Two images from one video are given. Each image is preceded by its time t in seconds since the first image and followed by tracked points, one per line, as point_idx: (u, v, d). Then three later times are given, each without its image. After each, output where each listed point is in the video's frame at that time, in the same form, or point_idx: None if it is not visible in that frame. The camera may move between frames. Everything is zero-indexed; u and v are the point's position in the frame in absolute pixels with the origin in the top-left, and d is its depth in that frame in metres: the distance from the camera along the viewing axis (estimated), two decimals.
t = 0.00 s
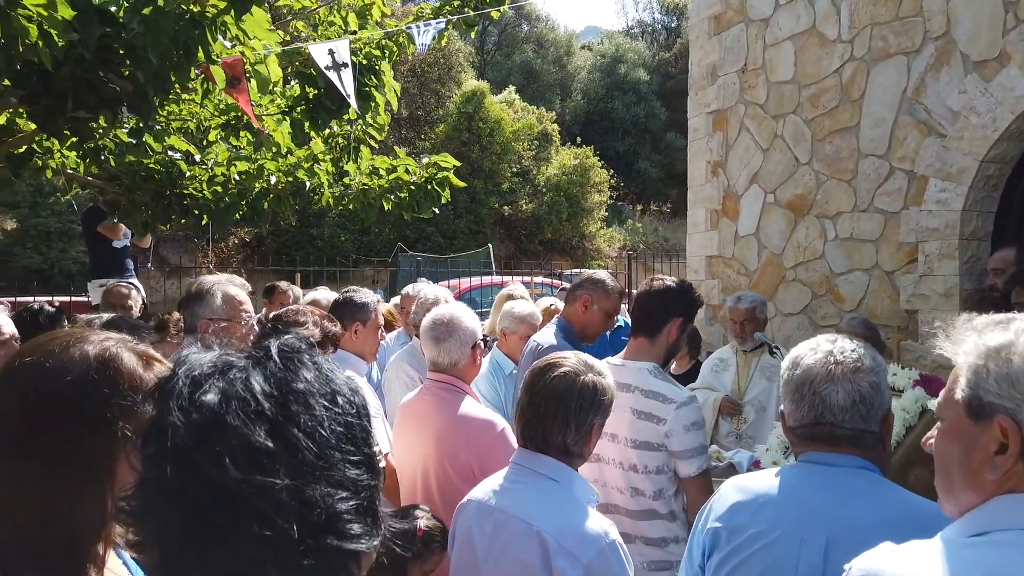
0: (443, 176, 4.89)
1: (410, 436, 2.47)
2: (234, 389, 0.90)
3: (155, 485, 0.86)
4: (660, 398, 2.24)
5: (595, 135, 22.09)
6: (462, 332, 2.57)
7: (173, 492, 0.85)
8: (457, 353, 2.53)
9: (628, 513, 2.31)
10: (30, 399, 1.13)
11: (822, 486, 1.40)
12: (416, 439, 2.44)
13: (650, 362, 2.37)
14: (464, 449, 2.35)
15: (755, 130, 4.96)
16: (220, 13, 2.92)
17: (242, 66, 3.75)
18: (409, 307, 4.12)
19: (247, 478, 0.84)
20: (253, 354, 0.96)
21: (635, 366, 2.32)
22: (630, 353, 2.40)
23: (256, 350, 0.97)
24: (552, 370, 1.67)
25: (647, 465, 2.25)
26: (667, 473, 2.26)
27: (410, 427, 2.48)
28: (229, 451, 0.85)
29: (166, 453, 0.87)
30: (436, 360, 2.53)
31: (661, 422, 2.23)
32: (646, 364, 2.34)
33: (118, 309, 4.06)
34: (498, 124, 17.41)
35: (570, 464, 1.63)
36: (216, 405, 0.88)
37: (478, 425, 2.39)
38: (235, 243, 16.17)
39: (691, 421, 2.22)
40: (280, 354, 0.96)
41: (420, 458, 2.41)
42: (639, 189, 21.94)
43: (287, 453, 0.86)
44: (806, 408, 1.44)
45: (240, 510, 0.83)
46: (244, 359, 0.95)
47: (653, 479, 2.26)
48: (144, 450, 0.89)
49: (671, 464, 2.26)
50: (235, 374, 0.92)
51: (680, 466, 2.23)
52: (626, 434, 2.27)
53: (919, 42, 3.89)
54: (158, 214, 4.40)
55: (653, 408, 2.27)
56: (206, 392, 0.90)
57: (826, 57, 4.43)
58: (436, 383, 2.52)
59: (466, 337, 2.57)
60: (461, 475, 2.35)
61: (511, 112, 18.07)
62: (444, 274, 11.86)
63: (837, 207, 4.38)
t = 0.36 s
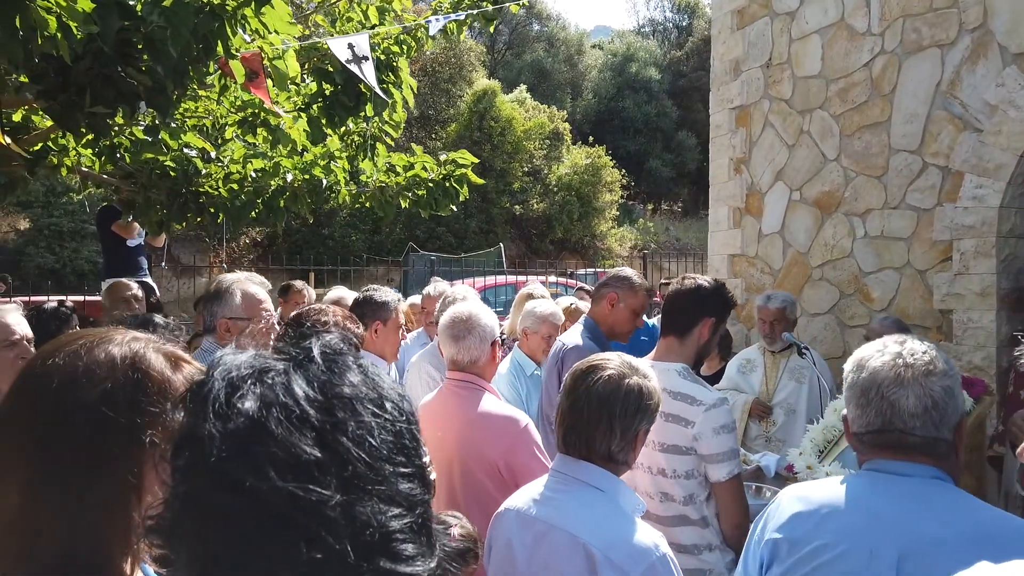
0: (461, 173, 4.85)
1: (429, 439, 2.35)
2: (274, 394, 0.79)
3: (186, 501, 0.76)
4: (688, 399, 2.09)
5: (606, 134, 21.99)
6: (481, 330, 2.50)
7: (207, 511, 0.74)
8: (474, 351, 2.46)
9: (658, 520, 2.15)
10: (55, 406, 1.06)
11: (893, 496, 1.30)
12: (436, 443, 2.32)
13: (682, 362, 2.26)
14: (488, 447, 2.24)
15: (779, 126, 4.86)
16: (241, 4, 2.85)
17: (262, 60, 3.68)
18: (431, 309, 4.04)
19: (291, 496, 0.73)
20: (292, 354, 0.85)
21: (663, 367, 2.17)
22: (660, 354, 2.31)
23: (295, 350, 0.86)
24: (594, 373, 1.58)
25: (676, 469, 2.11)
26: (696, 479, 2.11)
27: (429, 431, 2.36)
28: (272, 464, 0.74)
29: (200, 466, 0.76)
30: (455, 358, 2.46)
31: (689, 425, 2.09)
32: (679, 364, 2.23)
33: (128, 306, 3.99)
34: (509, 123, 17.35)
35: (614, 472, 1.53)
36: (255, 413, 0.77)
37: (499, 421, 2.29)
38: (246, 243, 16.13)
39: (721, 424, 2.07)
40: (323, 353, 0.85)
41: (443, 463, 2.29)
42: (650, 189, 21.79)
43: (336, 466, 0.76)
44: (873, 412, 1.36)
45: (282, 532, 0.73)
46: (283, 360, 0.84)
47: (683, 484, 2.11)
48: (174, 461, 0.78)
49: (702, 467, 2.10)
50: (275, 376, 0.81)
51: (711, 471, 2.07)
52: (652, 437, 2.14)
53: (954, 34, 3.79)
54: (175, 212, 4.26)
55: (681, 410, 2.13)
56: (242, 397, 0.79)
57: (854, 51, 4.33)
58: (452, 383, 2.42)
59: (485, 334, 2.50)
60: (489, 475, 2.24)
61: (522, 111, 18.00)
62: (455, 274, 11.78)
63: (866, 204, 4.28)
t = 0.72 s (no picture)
0: (462, 173, 4.78)
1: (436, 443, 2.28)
2: (295, 410, 0.74)
3: (201, 529, 0.72)
4: (705, 405, 2.04)
5: (603, 134, 21.94)
6: (484, 331, 2.44)
7: (225, 539, 0.70)
8: (473, 354, 2.39)
9: (676, 529, 2.09)
10: (60, 416, 1.06)
11: (928, 508, 1.28)
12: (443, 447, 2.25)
13: (696, 367, 2.20)
14: (495, 449, 2.18)
15: (784, 125, 4.82)
16: None
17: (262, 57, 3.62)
18: (435, 310, 3.97)
19: (316, 523, 0.69)
20: (311, 367, 0.81)
21: (678, 372, 2.13)
22: (673, 359, 2.25)
23: (315, 362, 0.82)
24: (614, 381, 1.53)
25: (695, 477, 2.04)
26: (716, 486, 2.05)
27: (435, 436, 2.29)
28: (295, 485, 0.70)
29: (217, 488, 0.72)
30: (460, 361, 2.39)
31: (707, 432, 2.03)
32: (692, 369, 2.17)
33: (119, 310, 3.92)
34: (506, 123, 17.29)
35: (636, 483, 1.48)
36: (275, 429, 0.73)
37: (508, 423, 2.22)
38: (242, 244, 16.03)
39: (739, 430, 2.02)
40: (347, 368, 0.81)
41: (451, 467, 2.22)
42: (646, 189, 21.73)
43: (364, 490, 0.72)
44: (909, 423, 1.31)
45: (309, 562, 0.69)
46: (302, 372, 0.80)
47: (700, 492, 2.05)
48: (186, 485, 0.74)
49: (720, 474, 2.05)
50: (295, 390, 0.77)
51: (730, 477, 2.02)
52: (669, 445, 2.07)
53: (963, 32, 3.75)
54: (171, 213, 4.19)
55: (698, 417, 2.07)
56: (260, 412, 0.75)
57: (861, 50, 4.29)
58: (454, 386, 2.36)
59: (490, 336, 2.45)
60: (499, 479, 2.17)
61: (519, 111, 17.95)
62: (452, 275, 11.71)
63: (872, 204, 4.24)
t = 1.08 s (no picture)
0: (409, 172, 4.69)
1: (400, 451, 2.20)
2: (259, 436, 0.73)
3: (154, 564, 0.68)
4: (667, 410, 2.04)
5: (545, 135, 22.02)
6: (447, 336, 2.39)
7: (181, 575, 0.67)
8: (436, 358, 2.33)
9: (638, 534, 2.08)
10: None
11: (886, 511, 1.30)
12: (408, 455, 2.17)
13: (654, 371, 2.20)
14: (463, 452, 2.13)
15: (727, 129, 4.89)
16: None
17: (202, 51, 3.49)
18: (380, 312, 3.89)
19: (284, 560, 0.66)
20: (277, 389, 0.80)
21: (638, 376, 2.13)
22: (629, 363, 2.24)
23: (278, 384, 0.80)
24: (579, 387, 1.53)
25: (659, 481, 2.04)
26: (678, 490, 2.06)
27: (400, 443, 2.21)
28: (257, 518, 0.68)
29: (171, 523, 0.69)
30: (422, 365, 2.33)
31: (671, 437, 2.03)
32: (650, 373, 2.17)
33: (37, 314, 3.71)
34: (448, 122, 17.18)
35: (598, 491, 1.47)
36: (236, 458, 0.71)
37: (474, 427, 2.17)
38: (174, 242, 15.51)
39: (702, 433, 2.04)
40: (314, 391, 0.79)
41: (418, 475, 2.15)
42: (587, 191, 21.90)
43: (336, 521, 0.70)
44: (867, 426, 1.35)
45: None
46: (266, 394, 0.79)
47: (664, 496, 2.05)
48: (137, 520, 0.72)
49: (682, 477, 2.06)
50: (257, 414, 0.75)
51: (692, 481, 2.04)
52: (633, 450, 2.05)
53: (900, 41, 3.87)
54: (101, 212, 4.03)
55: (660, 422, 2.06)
56: (221, 439, 0.73)
57: (802, 56, 4.39)
58: (414, 392, 2.31)
59: (453, 341, 2.40)
60: (468, 485, 2.12)
61: (462, 110, 17.87)
62: (394, 275, 11.55)
63: (812, 207, 4.34)
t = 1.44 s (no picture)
0: (330, 171, 4.57)
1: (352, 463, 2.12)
2: (208, 461, 0.69)
3: None
4: (606, 413, 2.05)
5: (464, 136, 21.97)
6: (401, 341, 2.32)
7: None
8: (390, 364, 2.26)
9: (578, 536, 2.08)
10: None
11: (814, 510, 1.36)
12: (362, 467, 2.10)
13: (590, 374, 2.22)
14: (421, 461, 2.08)
15: (647, 134, 4.99)
16: None
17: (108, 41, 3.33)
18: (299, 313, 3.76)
19: None
20: (224, 408, 0.76)
21: (576, 380, 2.15)
22: (566, 366, 2.25)
23: (224, 403, 0.76)
24: (513, 394, 1.54)
25: (599, 484, 2.05)
26: (617, 492, 2.08)
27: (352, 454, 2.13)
28: (205, 552, 0.64)
29: (109, 562, 0.66)
30: (374, 371, 2.25)
31: (611, 440, 2.04)
32: (587, 377, 2.19)
33: None
34: (367, 120, 16.93)
35: (535, 497, 1.48)
36: (181, 486, 0.67)
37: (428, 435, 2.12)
38: (73, 242, 14.72)
39: (641, 435, 2.06)
40: (264, 411, 0.76)
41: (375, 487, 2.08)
42: (506, 192, 21.97)
43: (292, 551, 0.67)
44: (795, 426, 1.41)
45: None
46: (212, 415, 0.75)
47: (604, 498, 2.06)
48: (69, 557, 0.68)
49: (621, 479, 2.08)
50: (202, 437, 0.71)
51: (631, 482, 2.06)
52: (574, 454, 2.05)
53: (810, 52, 4.04)
54: None
55: (601, 425, 2.07)
56: (163, 465, 0.69)
57: (717, 64, 4.52)
58: (365, 397, 2.23)
59: (406, 346, 2.33)
60: (425, 494, 2.07)
61: (380, 109, 17.64)
62: (310, 277, 11.28)
63: (728, 211, 4.47)
